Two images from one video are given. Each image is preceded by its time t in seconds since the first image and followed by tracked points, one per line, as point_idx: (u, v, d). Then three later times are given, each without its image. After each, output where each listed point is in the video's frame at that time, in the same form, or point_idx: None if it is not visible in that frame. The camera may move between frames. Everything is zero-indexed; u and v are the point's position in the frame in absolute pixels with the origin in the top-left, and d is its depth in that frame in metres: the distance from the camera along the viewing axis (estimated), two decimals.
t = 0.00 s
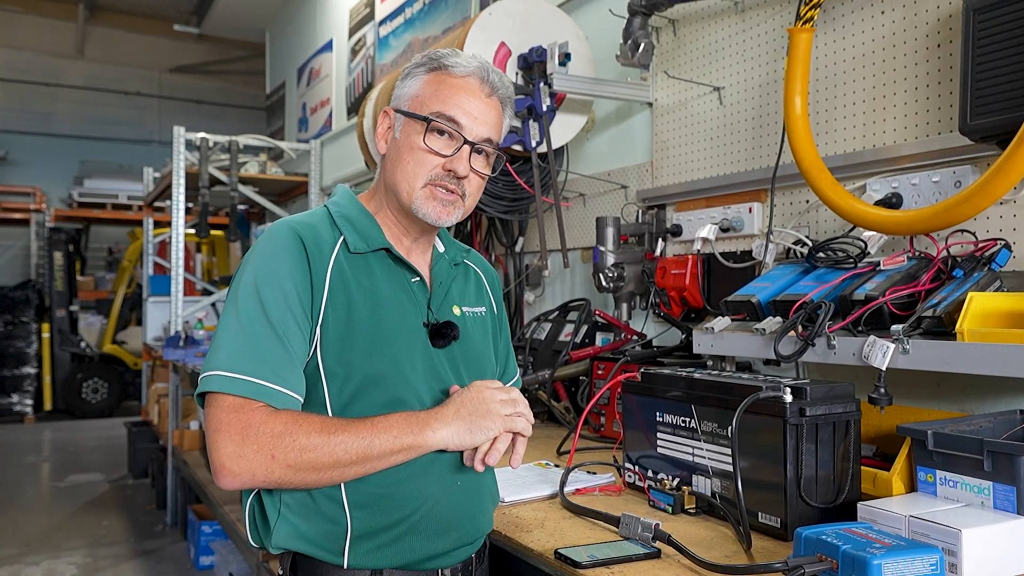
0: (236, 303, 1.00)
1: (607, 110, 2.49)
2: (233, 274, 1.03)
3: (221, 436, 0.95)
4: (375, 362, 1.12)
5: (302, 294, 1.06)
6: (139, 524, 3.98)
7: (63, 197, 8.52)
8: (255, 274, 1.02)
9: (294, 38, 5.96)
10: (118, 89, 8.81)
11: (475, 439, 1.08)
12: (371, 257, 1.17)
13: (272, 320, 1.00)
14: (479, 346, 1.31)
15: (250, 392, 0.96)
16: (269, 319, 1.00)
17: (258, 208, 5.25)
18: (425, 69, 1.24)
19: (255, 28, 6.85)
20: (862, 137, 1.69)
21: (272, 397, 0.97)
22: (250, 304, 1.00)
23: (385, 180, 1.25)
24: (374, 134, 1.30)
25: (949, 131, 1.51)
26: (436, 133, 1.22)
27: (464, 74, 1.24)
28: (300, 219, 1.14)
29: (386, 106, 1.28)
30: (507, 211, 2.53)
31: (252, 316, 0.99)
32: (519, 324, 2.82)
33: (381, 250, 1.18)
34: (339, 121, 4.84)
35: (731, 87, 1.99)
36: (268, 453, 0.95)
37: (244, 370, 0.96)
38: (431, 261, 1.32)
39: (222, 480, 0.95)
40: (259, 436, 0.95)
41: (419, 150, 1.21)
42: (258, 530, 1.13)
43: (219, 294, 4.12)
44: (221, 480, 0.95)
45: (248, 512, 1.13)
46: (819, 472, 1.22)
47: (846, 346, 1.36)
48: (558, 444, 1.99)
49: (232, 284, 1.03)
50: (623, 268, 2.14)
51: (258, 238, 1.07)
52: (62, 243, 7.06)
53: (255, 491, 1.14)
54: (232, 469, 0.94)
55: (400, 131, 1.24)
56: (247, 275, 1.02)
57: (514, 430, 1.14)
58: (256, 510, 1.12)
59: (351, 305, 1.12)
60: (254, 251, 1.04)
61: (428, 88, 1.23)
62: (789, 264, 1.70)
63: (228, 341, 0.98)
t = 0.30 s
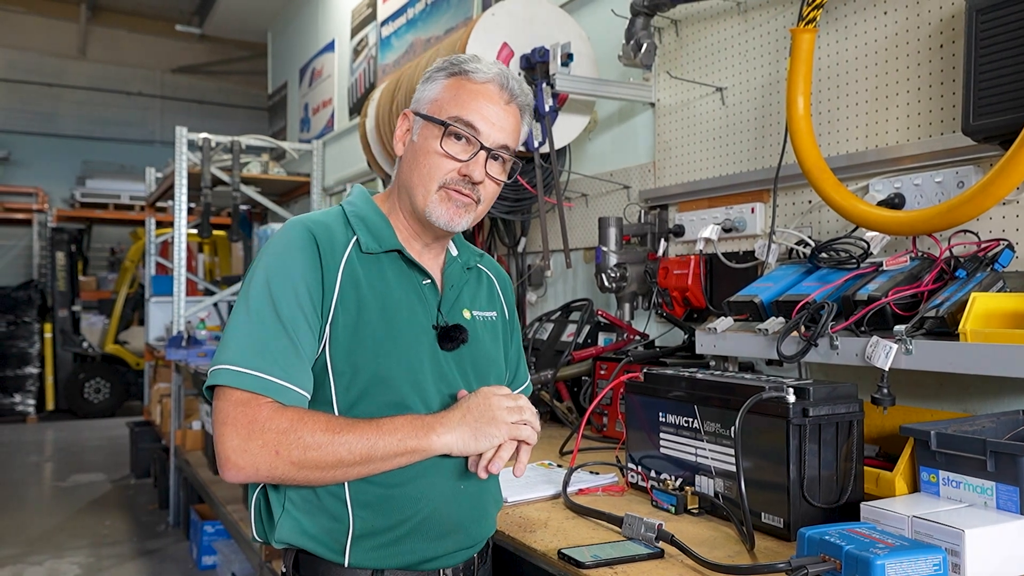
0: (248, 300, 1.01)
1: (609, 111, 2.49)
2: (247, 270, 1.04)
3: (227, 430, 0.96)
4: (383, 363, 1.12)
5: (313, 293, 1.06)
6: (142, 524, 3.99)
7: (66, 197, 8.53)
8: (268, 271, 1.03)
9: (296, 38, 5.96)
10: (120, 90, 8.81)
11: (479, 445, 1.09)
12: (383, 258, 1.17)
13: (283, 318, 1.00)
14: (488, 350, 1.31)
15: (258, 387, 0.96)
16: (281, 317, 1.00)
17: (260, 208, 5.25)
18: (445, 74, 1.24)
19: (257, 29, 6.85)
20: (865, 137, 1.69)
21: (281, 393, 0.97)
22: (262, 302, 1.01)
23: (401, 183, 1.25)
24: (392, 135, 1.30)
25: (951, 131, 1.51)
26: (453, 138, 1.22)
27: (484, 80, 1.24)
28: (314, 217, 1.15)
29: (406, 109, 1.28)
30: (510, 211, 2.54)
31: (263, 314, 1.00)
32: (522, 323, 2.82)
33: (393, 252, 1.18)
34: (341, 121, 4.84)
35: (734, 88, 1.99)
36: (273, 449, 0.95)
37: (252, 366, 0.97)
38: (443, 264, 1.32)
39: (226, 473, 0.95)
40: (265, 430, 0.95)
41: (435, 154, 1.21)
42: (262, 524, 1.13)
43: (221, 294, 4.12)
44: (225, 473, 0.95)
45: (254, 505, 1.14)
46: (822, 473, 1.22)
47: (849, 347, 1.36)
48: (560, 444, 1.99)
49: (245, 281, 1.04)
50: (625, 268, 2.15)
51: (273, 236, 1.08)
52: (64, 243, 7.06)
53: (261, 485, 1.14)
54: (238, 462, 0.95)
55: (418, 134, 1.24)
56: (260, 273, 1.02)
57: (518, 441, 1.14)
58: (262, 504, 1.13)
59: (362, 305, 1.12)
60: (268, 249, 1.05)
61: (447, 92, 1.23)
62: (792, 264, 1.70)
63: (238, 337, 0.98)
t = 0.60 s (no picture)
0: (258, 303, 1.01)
1: (611, 111, 2.49)
2: (253, 273, 1.03)
3: (250, 436, 0.96)
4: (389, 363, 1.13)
5: (320, 294, 1.06)
6: (144, 524, 3.99)
7: (68, 197, 8.54)
8: (276, 274, 1.02)
9: (298, 38, 5.97)
10: (122, 90, 8.82)
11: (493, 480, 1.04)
12: (386, 259, 1.17)
13: (295, 320, 1.01)
14: (488, 349, 1.32)
15: (273, 391, 0.97)
16: (293, 318, 1.01)
17: (262, 208, 5.26)
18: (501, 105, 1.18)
19: (259, 29, 6.86)
20: (867, 137, 1.69)
21: (297, 395, 0.98)
22: (272, 305, 1.01)
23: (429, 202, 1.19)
24: (421, 137, 1.19)
25: (953, 131, 1.51)
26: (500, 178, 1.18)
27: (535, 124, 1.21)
28: (315, 219, 1.15)
29: (445, 120, 1.18)
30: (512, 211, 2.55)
31: (275, 317, 1.00)
32: (524, 323, 2.82)
33: (395, 252, 1.18)
34: (344, 121, 4.84)
35: (736, 88, 2.00)
36: (297, 457, 0.95)
37: (265, 369, 0.97)
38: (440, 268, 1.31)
39: (249, 480, 0.95)
40: (288, 438, 0.95)
41: (479, 191, 1.16)
42: (264, 527, 1.14)
43: (223, 294, 4.13)
44: (247, 478, 0.95)
45: (256, 510, 1.15)
46: (824, 473, 1.22)
47: (852, 347, 1.36)
48: (563, 444, 2.00)
49: (251, 284, 1.03)
50: (627, 269, 2.15)
51: (276, 237, 1.07)
52: (66, 243, 7.06)
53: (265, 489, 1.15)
54: (260, 468, 0.94)
55: (462, 161, 1.16)
56: (267, 277, 1.02)
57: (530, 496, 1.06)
58: (264, 508, 1.13)
59: (367, 306, 1.13)
60: (273, 252, 1.05)
61: (502, 127, 1.17)
62: (794, 264, 1.71)
63: (251, 340, 0.98)
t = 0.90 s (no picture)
0: (273, 312, 0.99)
1: (612, 111, 2.49)
2: (264, 279, 1.02)
3: (271, 448, 0.94)
4: (401, 364, 1.14)
5: (335, 298, 1.06)
6: (145, 523, 4.00)
7: (69, 198, 8.55)
8: (290, 280, 1.01)
9: (299, 38, 5.97)
10: (122, 90, 8.83)
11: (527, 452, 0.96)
12: (391, 262, 1.17)
13: (313, 327, 1.00)
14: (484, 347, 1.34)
15: (300, 399, 0.96)
16: (310, 326, 1.00)
17: (263, 208, 5.26)
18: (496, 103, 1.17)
19: (260, 29, 6.86)
20: (866, 137, 1.69)
21: (323, 403, 0.98)
22: (289, 314, 1.00)
23: (426, 203, 1.19)
24: (415, 138, 1.18)
25: (954, 131, 1.51)
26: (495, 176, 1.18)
27: (532, 121, 1.20)
28: (319, 220, 1.14)
29: (440, 119, 1.17)
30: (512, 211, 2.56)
31: (292, 325, 0.99)
32: (524, 323, 2.83)
33: (399, 255, 1.18)
34: (344, 121, 4.84)
35: (736, 88, 2.00)
36: (320, 463, 0.93)
37: (290, 377, 0.97)
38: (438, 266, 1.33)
39: (273, 491, 0.93)
40: (309, 445, 0.93)
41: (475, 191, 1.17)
42: (270, 537, 1.12)
43: (224, 294, 4.13)
44: (273, 490, 0.93)
45: (258, 520, 1.14)
46: (824, 473, 1.22)
47: (851, 347, 1.36)
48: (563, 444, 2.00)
49: (263, 293, 1.02)
50: (627, 269, 2.15)
51: (283, 241, 1.06)
52: (68, 243, 7.05)
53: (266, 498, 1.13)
54: (285, 479, 0.93)
55: (457, 161, 1.16)
56: (282, 283, 1.01)
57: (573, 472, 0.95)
58: (267, 517, 1.13)
59: (380, 309, 1.13)
60: (285, 256, 1.03)
61: (497, 126, 1.17)
62: (794, 264, 1.71)
63: (269, 350, 0.97)
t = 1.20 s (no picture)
0: (284, 309, 0.99)
1: (613, 111, 2.49)
2: (273, 275, 1.01)
3: (281, 443, 0.95)
4: (408, 364, 1.13)
5: (344, 295, 1.06)
6: (146, 523, 4.00)
7: (71, 198, 8.56)
8: (300, 275, 1.01)
9: (301, 39, 5.97)
10: (123, 90, 8.82)
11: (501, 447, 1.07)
12: (397, 259, 1.17)
13: (323, 325, 1.00)
14: (491, 347, 1.34)
15: (307, 396, 0.96)
16: (321, 323, 1.00)
17: (264, 208, 5.26)
18: (468, 79, 1.23)
19: (262, 29, 6.87)
20: (869, 137, 1.69)
21: (330, 400, 0.98)
22: (298, 309, 0.99)
23: (412, 185, 1.24)
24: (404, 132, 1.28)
25: (956, 131, 1.51)
26: (471, 147, 1.21)
27: (507, 92, 1.23)
28: (327, 217, 1.13)
29: (421, 108, 1.27)
30: (514, 211, 2.56)
31: (302, 319, 0.99)
32: (525, 324, 2.83)
33: (406, 253, 1.19)
34: (346, 122, 4.85)
35: (737, 88, 1.99)
36: (331, 462, 0.95)
37: (298, 373, 0.96)
38: (444, 264, 1.35)
39: (280, 489, 0.95)
40: (321, 444, 0.95)
41: (451, 162, 1.21)
42: (278, 536, 1.13)
43: (225, 294, 4.12)
44: (280, 488, 0.94)
45: (265, 519, 1.14)
46: (825, 474, 1.22)
47: (853, 347, 1.36)
48: (564, 445, 2.00)
49: (273, 289, 1.01)
50: (629, 269, 2.15)
51: (292, 237, 1.06)
52: (70, 244, 7.06)
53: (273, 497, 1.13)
54: (294, 477, 0.94)
55: (434, 138, 1.22)
56: (291, 278, 1.01)
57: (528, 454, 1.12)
58: (275, 515, 1.13)
59: (388, 308, 1.12)
60: (294, 251, 1.03)
61: (469, 99, 1.22)
62: (796, 264, 1.70)
63: (279, 345, 0.97)
